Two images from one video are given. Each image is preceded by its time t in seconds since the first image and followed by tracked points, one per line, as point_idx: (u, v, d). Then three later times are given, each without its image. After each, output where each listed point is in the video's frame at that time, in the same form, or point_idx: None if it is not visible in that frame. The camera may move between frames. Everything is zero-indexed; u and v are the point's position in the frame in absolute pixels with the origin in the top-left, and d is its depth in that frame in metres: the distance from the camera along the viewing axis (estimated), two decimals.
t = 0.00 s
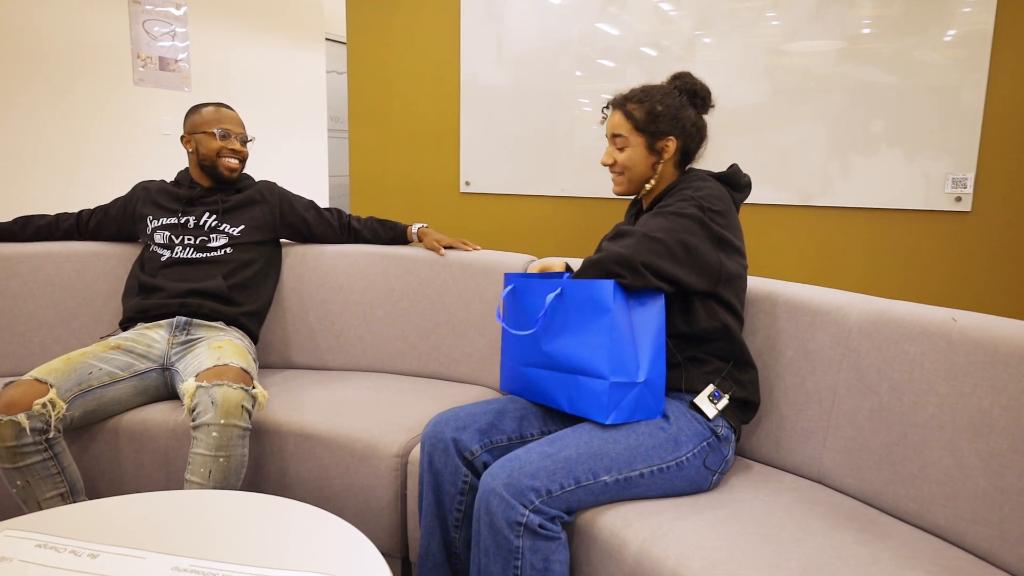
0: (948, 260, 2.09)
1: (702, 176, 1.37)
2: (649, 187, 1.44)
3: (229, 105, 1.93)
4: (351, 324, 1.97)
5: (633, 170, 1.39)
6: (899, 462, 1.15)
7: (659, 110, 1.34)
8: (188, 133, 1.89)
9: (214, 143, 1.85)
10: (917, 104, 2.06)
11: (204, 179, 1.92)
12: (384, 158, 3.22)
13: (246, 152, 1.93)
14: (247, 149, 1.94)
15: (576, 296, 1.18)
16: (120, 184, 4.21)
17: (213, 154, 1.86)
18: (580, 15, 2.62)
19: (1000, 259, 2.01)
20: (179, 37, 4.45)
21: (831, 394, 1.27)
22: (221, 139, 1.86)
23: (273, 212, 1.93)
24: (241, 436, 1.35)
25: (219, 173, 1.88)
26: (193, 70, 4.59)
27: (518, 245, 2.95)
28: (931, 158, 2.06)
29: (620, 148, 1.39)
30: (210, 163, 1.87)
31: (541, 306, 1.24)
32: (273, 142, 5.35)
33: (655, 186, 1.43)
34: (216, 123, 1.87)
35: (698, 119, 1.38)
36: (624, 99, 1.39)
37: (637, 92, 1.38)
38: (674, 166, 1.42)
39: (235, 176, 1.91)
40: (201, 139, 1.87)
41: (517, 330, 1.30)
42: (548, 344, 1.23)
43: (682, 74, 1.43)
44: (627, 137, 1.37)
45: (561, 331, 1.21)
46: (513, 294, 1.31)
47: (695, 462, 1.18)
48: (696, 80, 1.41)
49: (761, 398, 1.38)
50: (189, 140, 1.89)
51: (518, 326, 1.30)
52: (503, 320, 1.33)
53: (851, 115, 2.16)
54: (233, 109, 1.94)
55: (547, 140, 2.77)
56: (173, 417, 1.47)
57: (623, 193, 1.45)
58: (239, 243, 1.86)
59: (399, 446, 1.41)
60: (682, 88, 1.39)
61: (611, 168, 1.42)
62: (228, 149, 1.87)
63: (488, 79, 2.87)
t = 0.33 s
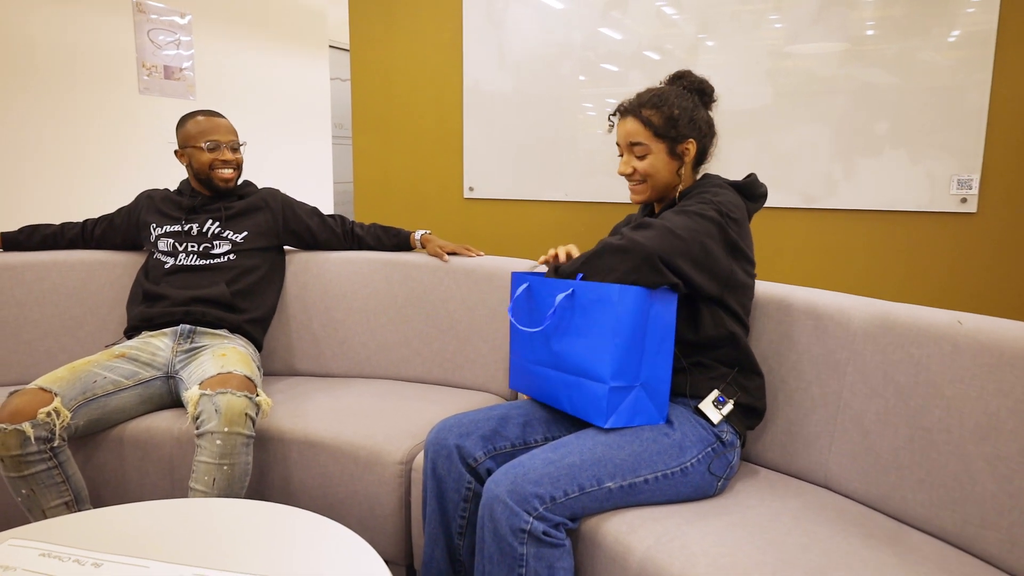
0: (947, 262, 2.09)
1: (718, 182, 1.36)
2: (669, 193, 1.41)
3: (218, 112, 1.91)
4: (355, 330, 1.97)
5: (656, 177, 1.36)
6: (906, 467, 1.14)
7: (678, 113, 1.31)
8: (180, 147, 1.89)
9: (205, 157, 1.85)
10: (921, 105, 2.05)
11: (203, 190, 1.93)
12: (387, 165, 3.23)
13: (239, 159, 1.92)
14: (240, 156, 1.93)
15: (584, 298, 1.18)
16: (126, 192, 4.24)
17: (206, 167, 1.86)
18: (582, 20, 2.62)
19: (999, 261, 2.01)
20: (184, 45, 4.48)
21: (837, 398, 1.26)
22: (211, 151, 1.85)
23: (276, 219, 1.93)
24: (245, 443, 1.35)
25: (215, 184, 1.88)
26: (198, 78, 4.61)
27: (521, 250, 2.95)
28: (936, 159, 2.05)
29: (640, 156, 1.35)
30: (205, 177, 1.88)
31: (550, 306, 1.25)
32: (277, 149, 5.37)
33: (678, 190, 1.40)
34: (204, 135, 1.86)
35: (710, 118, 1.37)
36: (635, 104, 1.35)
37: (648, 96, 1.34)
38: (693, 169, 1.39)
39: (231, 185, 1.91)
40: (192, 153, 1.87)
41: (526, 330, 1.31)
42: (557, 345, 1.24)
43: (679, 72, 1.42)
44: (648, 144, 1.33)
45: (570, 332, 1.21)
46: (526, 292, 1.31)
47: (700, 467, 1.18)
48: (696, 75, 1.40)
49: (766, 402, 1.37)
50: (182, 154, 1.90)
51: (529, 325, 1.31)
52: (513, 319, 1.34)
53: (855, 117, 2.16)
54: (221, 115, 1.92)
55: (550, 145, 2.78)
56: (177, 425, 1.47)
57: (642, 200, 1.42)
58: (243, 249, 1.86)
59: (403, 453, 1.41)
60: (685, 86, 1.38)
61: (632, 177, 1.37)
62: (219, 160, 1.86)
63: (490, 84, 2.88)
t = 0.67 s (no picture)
0: (959, 266, 2.05)
1: (738, 197, 1.32)
2: (679, 203, 1.39)
3: (225, 126, 1.94)
4: (366, 341, 1.98)
5: (663, 190, 1.34)
6: (919, 479, 1.10)
7: (682, 123, 1.28)
8: (191, 163, 1.93)
9: (213, 173, 1.88)
10: (941, 107, 2.00)
11: (214, 203, 1.96)
12: (403, 175, 3.25)
13: (247, 172, 1.95)
14: (247, 169, 1.95)
15: (582, 312, 1.18)
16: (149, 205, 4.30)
17: (215, 183, 1.89)
18: (597, 28, 2.61)
19: (1001, 260, 1.98)
20: (205, 59, 4.51)
21: (849, 407, 1.23)
22: (219, 167, 1.88)
23: (287, 230, 1.96)
24: (251, 454, 1.35)
25: (224, 200, 1.92)
26: (220, 92, 4.66)
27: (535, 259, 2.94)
28: (959, 161, 2.00)
29: (645, 169, 1.33)
30: (214, 192, 1.91)
31: (551, 318, 1.24)
32: (298, 161, 5.43)
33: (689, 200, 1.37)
34: (211, 151, 1.88)
35: (718, 123, 1.33)
36: (639, 116, 1.33)
37: (651, 107, 1.32)
38: (702, 177, 1.37)
39: (240, 201, 1.94)
40: (201, 169, 1.90)
41: (529, 343, 1.30)
42: (558, 358, 1.23)
43: (686, 75, 1.38)
44: (652, 157, 1.31)
45: (570, 346, 1.20)
46: (531, 306, 1.30)
47: (706, 480, 1.15)
48: (704, 78, 1.36)
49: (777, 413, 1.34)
50: (192, 169, 1.93)
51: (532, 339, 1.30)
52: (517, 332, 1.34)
53: (874, 120, 2.12)
54: (228, 129, 1.94)
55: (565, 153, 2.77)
56: (187, 436, 1.48)
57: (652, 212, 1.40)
58: (253, 260, 1.88)
59: (408, 463, 1.41)
60: (692, 91, 1.34)
61: (639, 190, 1.36)
62: (227, 176, 1.89)
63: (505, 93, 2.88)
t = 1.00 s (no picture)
0: (956, 269, 2.02)
1: (762, 220, 1.26)
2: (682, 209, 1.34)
3: (241, 136, 1.98)
4: (376, 349, 1.98)
5: (661, 193, 1.31)
6: (929, 502, 1.06)
7: (674, 124, 1.27)
8: (206, 171, 1.96)
9: (227, 180, 1.92)
10: (972, 114, 1.93)
11: (228, 211, 2.00)
12: (425, 184, 3.27)
13: (261, 180, 1.98)
14: (262, 177, 1.98)
15: (588, 319, 1.15)
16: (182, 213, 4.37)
17: (229, 191, 1.93)
18: (622, 36, 2.59)
19: (998, 258, 1.95)
20: (237, 69, 4.42)
21: (859, 425, 1.19)
22: (233, 174, 1.92)
23: (299, 238, 1.98)
24: (252, 462, 1.36)
25: (237, 207, 1.95)
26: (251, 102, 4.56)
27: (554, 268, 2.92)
28: (991, 170, 1.92)
29: (642, 172, 1.32)
30: (228, 199, 1.95)
31: (559, 329, 1.21)
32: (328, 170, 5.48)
33: (691, 203, 1.33)
34: (226, 159, 1.92)
35: (720, 125, 1.28)
36: (638, 124, 1.34)
37: (648, 114, 1.33)
38: (704, 181, 1.32)
39: (253, 208, 1.97)
40: (216, 176, 1.93)
41: (538, 355, 1.26)
42: (558, 366, 1.21)
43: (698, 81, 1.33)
44: (646, 161, 1.31)
45: (572, 355, 1.18)
46: (540, 317, 1.26)
47: (706, 498, 1.12)
48: (715, 84, 1.30)
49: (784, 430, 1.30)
50: (208, 177, 1.97)
51: (535, 348, 1.27)
52: (525, 344, 1.30)
53: (902, 128, 2.05)
54: (244, 138, 1.97)
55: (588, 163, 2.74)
56: (193, 442, 1.50)
57: (659, 219, 1.37)
58: (265, 267, 1.91)
59: (409, 474, 1.40)
60: (695, 97, 1.30)
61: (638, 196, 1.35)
62: (240, 183, 1.93)
63: (527, 102, 2.88)
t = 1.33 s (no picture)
0: (953, 270, 1.99)
1: (762, 230, 1.22)
2: (680, 214, 1.31)
3: (247, 146, 2.00)
4: (379, 359, 1.98)
5: (657, 195, 1.29)
6: (934, 522, 1.02)
7: (677, 127, 1.26)
8: (213, 180, 1.98)
9: (232, 188, 1.94)
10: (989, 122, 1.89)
11: (233, 220, 2.00)
12: (437, 193, 3.28)
13: (266, 188, 1.99)
14: (266, 185, 2.00)
15: (579, 331, 1.14)
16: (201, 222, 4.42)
17: (234, 199, 1.94)
18: (635, 46, 2.57)
19: (993, 258, 1.92)
20: (255, 81, 4.46)
21: (861, 442, 1.15)
22: (238, 182, 1.94)
23: (303, 247, 1.99)
24: (246, 472, 1.36)
25: (243, 215, 1.96)
26: (269, 113, 4.58)
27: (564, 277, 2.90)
28: (1010, 180, 1.87)
29: (641, 174, 1.30)
30: (233, 208, 1.96)
31: (550, 339, 1.20)
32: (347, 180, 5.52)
33: (689, 209, 1.29)
34: (231, 167, 1.95)
35: (725, 137, 1.26)
36: (642, 129, 1.33)
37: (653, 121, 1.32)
38: (704, 187, 1.29)
39: (258, 216, 1.98)
40: (222, 185, 1.95)
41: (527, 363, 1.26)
42: (551, 380, 1.20)
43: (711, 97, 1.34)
44: (646, 162, 1.29)
45: (565, 367, 1.16)
46: (531, 326, 1.25)
47: (700, 515, 1.09)
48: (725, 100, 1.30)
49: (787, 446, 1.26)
50: (214, 187, 1.99)
51: (530, 359, 1.26)
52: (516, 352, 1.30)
53: (919, 137, 2.01)
54: (249, 147, 2.00)
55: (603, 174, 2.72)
56: (191, 450, 1.51)
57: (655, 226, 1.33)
58: (269, 276, 1.92)
59: (404, 485, 1.39)
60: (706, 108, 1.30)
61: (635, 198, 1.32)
62: (245, 191, 1.94)
63: (540, 112, 2.87)
